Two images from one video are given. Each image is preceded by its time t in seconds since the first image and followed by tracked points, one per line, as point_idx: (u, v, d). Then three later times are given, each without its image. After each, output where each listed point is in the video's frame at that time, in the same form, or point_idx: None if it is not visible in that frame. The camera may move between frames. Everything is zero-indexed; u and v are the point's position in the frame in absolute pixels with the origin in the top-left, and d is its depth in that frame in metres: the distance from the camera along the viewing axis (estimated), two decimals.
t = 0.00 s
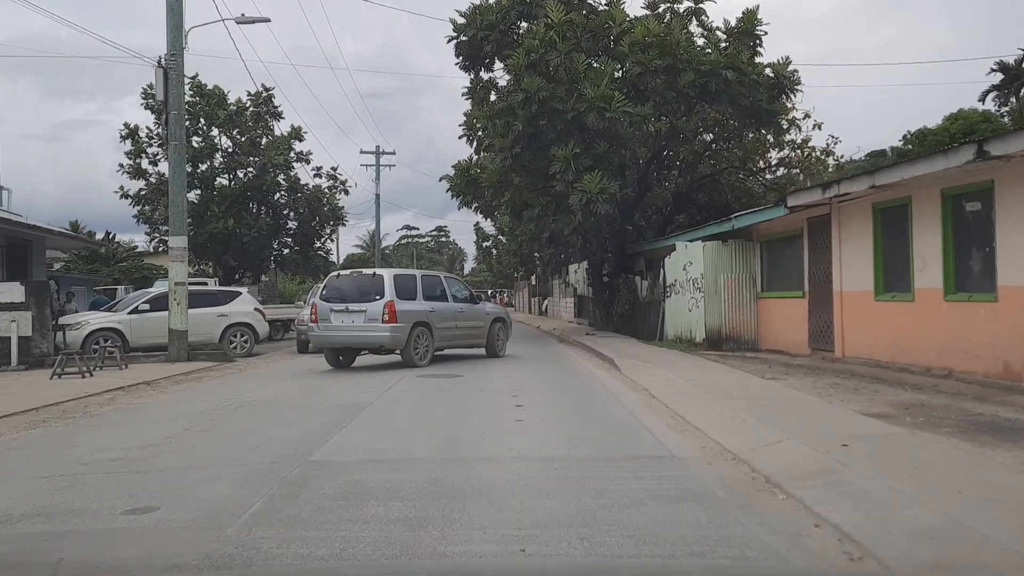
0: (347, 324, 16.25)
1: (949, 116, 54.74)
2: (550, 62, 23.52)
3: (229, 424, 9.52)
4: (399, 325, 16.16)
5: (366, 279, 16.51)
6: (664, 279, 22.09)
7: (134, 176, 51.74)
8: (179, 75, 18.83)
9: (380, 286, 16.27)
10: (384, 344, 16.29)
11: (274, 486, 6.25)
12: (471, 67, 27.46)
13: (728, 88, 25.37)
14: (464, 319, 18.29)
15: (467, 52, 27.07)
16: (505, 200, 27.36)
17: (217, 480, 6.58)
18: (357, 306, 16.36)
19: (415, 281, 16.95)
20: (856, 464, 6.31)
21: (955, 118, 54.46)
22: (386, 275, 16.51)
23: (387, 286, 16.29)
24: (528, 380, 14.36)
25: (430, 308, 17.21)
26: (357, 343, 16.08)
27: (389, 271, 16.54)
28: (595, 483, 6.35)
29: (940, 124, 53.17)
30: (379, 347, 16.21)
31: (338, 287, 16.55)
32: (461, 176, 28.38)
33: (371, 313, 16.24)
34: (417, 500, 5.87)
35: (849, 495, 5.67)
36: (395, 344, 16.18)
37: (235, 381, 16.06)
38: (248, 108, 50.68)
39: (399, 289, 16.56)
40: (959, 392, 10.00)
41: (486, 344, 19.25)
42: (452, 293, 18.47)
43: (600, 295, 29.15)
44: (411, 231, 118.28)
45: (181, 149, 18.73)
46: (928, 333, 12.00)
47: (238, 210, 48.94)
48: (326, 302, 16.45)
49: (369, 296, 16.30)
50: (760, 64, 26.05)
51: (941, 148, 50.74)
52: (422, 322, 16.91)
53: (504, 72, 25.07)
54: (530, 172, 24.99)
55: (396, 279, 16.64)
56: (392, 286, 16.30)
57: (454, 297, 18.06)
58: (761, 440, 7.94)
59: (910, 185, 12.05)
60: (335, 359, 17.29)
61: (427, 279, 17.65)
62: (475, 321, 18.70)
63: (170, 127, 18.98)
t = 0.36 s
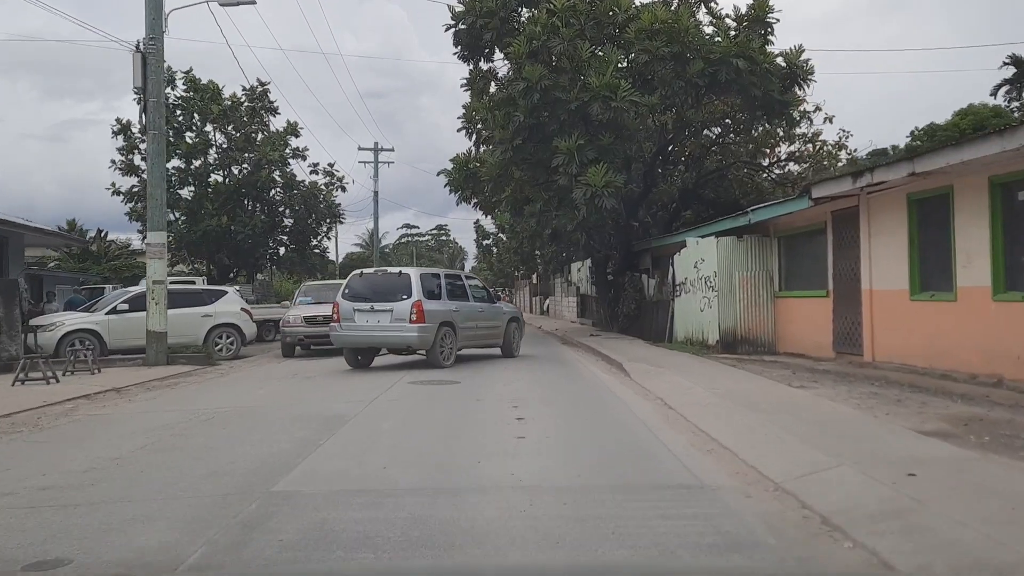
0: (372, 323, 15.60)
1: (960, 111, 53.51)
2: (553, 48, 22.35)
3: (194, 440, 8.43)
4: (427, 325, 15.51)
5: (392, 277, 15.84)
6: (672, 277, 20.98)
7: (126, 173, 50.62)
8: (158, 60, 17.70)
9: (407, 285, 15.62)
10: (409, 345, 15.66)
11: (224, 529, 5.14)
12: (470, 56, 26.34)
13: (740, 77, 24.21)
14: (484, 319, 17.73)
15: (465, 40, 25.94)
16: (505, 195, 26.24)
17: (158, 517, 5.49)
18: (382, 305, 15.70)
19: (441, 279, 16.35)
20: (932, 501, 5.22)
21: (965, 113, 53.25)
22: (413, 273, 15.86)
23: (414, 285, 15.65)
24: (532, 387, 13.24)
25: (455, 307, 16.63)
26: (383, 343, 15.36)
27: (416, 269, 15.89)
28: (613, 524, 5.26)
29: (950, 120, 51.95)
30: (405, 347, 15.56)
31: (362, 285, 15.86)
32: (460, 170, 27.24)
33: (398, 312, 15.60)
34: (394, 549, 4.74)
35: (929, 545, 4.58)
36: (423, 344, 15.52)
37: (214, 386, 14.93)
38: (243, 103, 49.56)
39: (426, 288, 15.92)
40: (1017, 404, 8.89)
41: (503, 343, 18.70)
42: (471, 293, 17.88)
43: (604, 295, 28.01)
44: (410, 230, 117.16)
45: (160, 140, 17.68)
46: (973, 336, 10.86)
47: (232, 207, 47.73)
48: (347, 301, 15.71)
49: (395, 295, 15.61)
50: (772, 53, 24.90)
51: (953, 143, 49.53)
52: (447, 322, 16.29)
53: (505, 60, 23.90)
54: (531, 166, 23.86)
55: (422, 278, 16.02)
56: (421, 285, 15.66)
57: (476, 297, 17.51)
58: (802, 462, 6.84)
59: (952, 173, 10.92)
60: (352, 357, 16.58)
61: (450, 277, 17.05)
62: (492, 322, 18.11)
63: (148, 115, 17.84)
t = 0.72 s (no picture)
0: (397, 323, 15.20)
1: (969, 106, 52.44)
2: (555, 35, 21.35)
3: (152, 460, 7.45)
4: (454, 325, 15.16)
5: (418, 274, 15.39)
6: (682, 274, 19.97)
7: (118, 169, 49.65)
8: (135, 44, 16.74)
9: (433, 284, 15.12)
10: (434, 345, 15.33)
11: None
12: (468, 45, 25.34)
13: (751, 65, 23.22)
14: (502, 317, 17.41)
15: (464, 28, 24.95)
16: (505, 190, 25.25)
17: (76, 569, 4.48)
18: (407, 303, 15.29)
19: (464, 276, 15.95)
20: None
21: (975, 108, 52.18)
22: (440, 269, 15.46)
23: (440, 283, 15.17)
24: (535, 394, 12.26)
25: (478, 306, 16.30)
26: (408, 343, 14.92)
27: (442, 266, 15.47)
28: None
29: (959, 115, 50.89)
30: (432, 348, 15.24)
31: (384, 282, 15.22)
32: (458, 164, 26.22)
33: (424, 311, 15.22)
34: None
35: None
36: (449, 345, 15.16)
37: (194, 390, 13.95)
38: (238, 98, 48.59)
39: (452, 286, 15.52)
40: None
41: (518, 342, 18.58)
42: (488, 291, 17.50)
43: (608, 294, 27.01)
44: (409, 228, 116.09)
45: (138, 129, 16.73)
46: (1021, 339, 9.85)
47: (226, 204, 46.73)
48: (369, 299, 15.12)
49: (420, 294, 15.11)
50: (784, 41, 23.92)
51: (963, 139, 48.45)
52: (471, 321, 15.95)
53: (505, 49, 22.90)
54: (533, 158, 22.91)
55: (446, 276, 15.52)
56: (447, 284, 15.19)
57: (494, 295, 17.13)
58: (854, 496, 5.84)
59: (998, 159, 9.94)
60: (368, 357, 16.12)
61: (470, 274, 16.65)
62: (508, 320, 17.83)
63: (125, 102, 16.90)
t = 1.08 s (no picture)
0: (422, 318, 16.47)
1: (979, 100, 51.22)
2: (558, 18, 20.17)
3: (91, 488, 6.38)
4: (477, 321, 16.53)
5: (442, 273, 16.86)
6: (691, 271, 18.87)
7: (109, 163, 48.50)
8: (108, 24, 15.58)
9: (458, 281, 16.64)
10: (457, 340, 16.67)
11: None
12: (466, 32, 24.20)
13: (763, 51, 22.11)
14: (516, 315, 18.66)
15: (462, 13, 23.80)
16: (505, 183, 24.13)
17: None
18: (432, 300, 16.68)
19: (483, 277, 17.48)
20: None
21: (985, 101, 50.95)
22: (462, 269, 17.01)
23: (464, 281, 16.69)
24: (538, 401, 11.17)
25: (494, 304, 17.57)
26: (434, 337, 16.34)
27: (464, 265, 17.00)
28: None
29: (969, 108, 49.68)
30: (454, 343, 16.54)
31: (411, 280, 16.83)
32: (456, 155, 25.04)
33: (449, 308, 16.61)
34: None
35: None
36: (473, 339, 16.53)
37: (167, 396, 12.94)
38: (231, 90, 47.41)
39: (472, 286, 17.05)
40: None
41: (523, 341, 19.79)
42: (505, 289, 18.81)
43: (611, 292, 25.92)
44: (408, 225, 114.84)
45: (111, 114, 15.56)
46: None
47: (219, 199, 45.59)
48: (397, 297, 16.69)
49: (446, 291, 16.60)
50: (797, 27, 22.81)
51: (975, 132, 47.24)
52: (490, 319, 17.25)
53: (505, 33, 21.74)
54: (534, 148, 21.71)
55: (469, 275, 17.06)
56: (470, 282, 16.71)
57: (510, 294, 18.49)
58: (945, 560, 4.73)
59: None
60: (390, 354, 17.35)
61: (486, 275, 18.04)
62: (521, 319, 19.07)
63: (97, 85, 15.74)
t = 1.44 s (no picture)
0: (445, 318, 16.87)
1: (990, 96, 50.07)
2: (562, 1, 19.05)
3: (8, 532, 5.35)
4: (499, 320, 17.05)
5: (463, 272, 17.26)
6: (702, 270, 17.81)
7: (99, 159, 47.41)
8: (77, 3, 14.48)
9: (480, 281, 17.10)
10: (477, 339, 17.14)
11: None
12: (465, 18, 23.07)
13: (778, 39, 20.98)
14: (527, 314, 19.22)
15: None
16: (505, 177, 23.00)
17: None
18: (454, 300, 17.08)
19: (502, 278, 17.95)
20: None
21: (996, 97, 49.80)
22: (482, 269, 17.49)
23: (486, 280, 17.15)
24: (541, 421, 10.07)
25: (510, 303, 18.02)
26: (459, 336, 16.81)
27: (485, 267, 17.46)
28: None
29: (980, 104, 48.55)
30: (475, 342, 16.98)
31: (431, 279, 17.23)
32: (453, 148, 23.91)
33: (470, 308, 17.03)
34: None
35: None
36: (496, 338, 17.09)
37: (138, 405, 11.90)
38: (225, 84, 46.28)
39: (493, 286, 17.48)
40: None
41: (532, 341, 20.26)
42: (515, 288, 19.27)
43: (615, 292, 24.82)
44: (407, 223, 113.58)
45: (80, 99, 14.46)
46: None
47: (212, 196, 44.47)
48: (417, 296, 17.08)
49: (469, 291, 17.02)
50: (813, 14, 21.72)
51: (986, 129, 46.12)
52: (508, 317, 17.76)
53: (506, 18, 20.59)
54: (536, 140, 20.53)
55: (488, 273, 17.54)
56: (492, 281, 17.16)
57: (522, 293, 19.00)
58: None
59: None
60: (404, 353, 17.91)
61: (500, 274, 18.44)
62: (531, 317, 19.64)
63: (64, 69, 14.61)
